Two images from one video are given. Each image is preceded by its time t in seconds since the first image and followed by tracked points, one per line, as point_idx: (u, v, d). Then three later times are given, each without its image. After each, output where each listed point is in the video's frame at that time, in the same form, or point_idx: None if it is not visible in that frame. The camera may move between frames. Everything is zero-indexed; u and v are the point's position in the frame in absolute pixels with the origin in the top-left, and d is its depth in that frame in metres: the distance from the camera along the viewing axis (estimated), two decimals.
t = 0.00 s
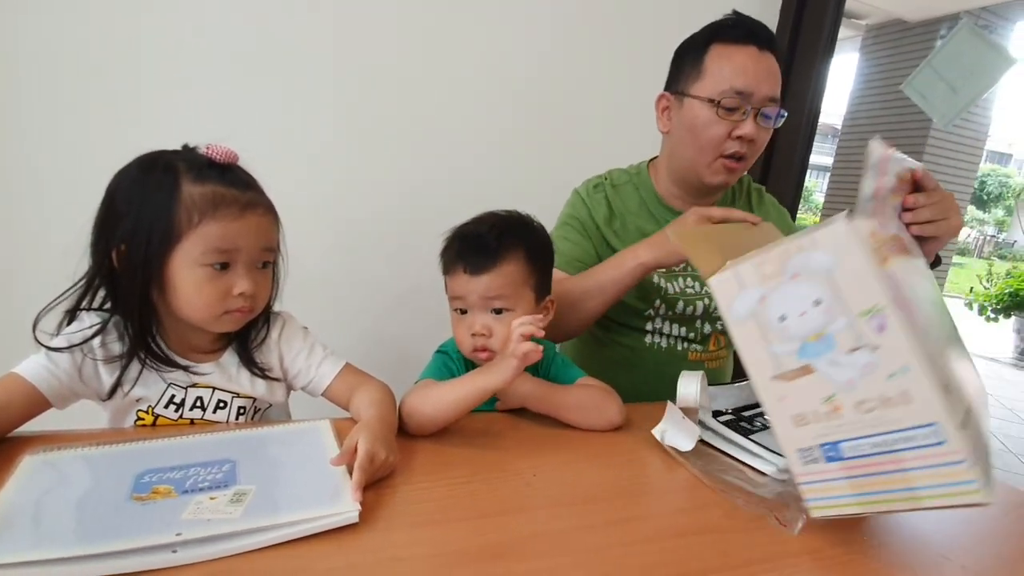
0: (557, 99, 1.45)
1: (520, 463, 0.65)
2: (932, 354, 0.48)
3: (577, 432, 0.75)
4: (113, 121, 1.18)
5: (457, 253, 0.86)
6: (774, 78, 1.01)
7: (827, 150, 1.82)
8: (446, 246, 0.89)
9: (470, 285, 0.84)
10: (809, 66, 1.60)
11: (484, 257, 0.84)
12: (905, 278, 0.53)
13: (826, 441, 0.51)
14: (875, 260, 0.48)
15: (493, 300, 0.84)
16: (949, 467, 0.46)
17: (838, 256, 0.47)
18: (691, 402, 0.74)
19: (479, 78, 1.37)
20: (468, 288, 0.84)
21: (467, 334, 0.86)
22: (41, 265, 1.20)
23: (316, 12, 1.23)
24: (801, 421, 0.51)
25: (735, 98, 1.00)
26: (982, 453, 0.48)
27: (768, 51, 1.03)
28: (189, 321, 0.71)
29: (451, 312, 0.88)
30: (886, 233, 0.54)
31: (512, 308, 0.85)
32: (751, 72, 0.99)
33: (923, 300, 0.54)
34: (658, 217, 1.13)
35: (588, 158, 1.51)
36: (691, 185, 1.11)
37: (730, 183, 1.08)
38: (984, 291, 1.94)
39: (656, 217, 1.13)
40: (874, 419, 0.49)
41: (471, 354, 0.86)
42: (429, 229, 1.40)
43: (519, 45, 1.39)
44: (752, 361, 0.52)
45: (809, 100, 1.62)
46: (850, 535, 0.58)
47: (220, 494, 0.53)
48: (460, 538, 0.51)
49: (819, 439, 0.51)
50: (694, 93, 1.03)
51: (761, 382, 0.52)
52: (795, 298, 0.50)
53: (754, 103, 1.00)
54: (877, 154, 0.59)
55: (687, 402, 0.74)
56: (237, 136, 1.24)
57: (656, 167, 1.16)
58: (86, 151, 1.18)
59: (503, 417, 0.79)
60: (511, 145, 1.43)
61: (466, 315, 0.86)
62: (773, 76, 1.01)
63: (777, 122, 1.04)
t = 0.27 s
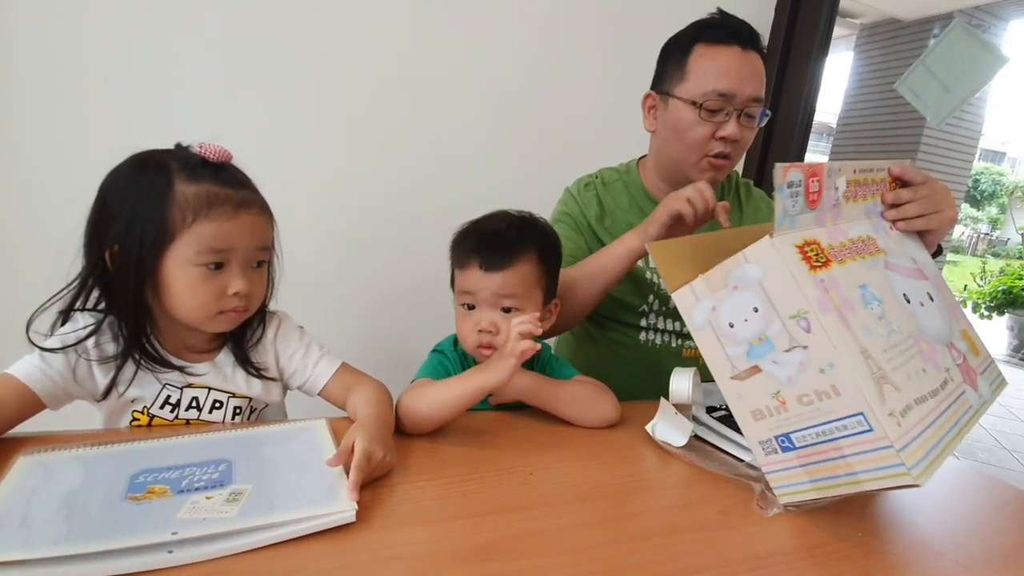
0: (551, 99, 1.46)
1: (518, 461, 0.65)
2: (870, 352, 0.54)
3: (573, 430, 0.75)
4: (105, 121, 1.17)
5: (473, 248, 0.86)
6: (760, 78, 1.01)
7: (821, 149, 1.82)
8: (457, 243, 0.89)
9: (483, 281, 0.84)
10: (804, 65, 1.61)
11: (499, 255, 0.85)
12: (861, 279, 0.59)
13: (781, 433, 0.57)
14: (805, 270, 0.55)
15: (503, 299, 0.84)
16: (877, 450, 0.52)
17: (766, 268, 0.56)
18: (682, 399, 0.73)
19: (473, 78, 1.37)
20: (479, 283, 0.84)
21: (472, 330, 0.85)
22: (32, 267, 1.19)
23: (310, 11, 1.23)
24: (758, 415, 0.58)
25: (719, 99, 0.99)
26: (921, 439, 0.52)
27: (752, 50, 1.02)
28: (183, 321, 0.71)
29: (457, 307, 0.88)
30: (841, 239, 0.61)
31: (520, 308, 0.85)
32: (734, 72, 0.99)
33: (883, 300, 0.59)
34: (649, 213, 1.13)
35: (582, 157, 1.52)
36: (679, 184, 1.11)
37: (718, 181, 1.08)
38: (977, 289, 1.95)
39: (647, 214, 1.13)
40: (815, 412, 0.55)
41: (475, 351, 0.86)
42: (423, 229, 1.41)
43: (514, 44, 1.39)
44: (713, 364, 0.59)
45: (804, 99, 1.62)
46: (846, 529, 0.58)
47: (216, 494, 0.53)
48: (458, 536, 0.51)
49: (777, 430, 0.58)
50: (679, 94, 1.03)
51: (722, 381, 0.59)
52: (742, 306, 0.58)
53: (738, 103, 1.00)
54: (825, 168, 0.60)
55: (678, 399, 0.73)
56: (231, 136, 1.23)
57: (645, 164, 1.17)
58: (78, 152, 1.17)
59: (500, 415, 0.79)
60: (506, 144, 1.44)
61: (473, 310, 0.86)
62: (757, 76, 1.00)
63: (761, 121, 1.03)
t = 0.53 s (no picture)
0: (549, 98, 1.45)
1: (515, 458, 0.65)
2: (850, 343, 0.55)
3: (572, 427, 0.75)
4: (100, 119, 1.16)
5: (484, 245, 0.86)
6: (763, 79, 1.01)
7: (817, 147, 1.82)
8: (467, 239, 0.89)
9: (490, 279, 0.84)
10: (802, 63, 1.61)
11: (511, 254, 0.84)
12: (840, 280, 0.61)
13: (771, 427, 0.57)
14: (784, 269, 0.58)
15: (509, 298, 0.84)
16: (862, 435, 0.52)
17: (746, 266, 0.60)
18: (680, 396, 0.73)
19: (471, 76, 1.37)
20: (486, 281, 0.84)
21: (476, 327, 0.85)
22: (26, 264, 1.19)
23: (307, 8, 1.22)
24: (748, 412, 0.58)
25: (719, 102, 0.99)
26: (907, 426, 0.52)
27: (756, 53, 1.01)
28: (179, 319, 0.70)
29: (461, 302, 0.88)
30: (820, 245, 0.64)
31: (526, 308, 0.85)
32: (737, 76, 0.98)
33: (864, 299, 0.60)
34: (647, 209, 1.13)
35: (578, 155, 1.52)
36: (678, 183, 1.11)
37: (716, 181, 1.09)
38: (972, 287, 1.97)
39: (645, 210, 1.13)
40: (801, 403, 0.56)
41: (476, 348, 0.86)
42: (421, 227, 1.40)
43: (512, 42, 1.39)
44: (703, 364, 0.60)
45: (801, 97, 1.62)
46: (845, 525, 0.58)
47: (213, 493, 0.52)
48: (457, 533, 0.50)
49: (767, 426, 0.58)
50: (680, 94, 1.02)
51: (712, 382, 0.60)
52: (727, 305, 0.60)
53: (738, 107, 0.99)
54: (817, 179, 0.62)
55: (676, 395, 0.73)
56: (228, 134, 1.23)
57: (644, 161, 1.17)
58: (72, 149, 1.16)
59: (498, 412, 0.79)
60: (504, 143, 1.44)
61: (478, 307, 0.85)
62: (759, 79, 1.00)
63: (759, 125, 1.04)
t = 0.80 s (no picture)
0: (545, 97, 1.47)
1: (514, 455, 0.65)
2: (843, 339, 0.55)
3: (571, 425, 0.75)
4: (95, 117, 1.15)
5: (493, 241, 0.85)
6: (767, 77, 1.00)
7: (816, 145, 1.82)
8: (473, 235, 0.89)
9: (495, 275, 0.83)
10: (801, 61, 1.61)
11: (522, 252, 0.84)
12: (831, 278, 0.61)
13: (769, 425, 0.57)
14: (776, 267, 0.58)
15: (514, 294, 0.84)
16: (858, 430, 0.52)
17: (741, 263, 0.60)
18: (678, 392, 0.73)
19: (468, 75, 1.37)
20: (493, 277, 0.83)
21: (479, 322, 0.85)
22: (20, 259, 1.17)
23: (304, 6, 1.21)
24: (746, 410, 0.58)
25: (725, 100, 0.99)
26: (903, 420, 0.52)
27: (762, 50, 1.01)
28: (175, 315, 0.70)
29: (465, 298, 0.88)
30: (811, 243, 0.64)
31: (530, 304, 0.85)
32: (742, 74, 0.98)
33: (855, 296, 0.61)
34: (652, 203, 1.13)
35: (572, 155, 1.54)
36: (682, 179, 1.11)
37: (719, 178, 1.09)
38: (969, 285, 1.98)
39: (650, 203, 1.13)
40: (797, 399, 0.55)
41: (480, 344, 0.86)
42: (418, 225, 1.41)
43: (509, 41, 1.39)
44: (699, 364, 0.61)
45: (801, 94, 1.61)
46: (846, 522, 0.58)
47: (211, 490, 0.52)
48: (456, 530, 0.50)
49: (764, 424, 0.58)
50: (685, 91, 1.02)
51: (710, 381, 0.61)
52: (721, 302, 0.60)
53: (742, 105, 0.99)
54: (811, 178, 0.62)
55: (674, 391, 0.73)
56: (224, 132, 1.22)
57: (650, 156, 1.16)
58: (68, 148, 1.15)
59: (497, 409, 0.79)
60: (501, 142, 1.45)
61: (482, 303, 0.85)
62: (764, 77, 0.99)
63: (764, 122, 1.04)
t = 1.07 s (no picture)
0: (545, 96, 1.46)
1: (515, 452, 0.65)
2: (838, 335, 0.55)
3: (573, 424, 0.75)
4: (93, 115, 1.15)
5: (490, 233, 0.86)
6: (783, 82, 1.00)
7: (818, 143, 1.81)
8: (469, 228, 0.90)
9: (493, 266, 0.84)
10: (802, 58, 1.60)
11: (517, 245, 0.86)
12: (824, 275, 0.61)
13: (766, 423, 0.57)
14: (768, 265, 0.59)
15: (512, 287, 0.84)
16: (855, 425, 0.52)
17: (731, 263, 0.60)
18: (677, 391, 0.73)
19: (469, 73, 1.37)
20: (492, 269, 0.84)
21: (476, 316, 0.85)
22: (17, 256, 1.17)
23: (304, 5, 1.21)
24: (743, 409, 0.59)
25: (742, 98, 0.98)
26: (898, 415, 0.52)
27: (782, 53, 1.00)
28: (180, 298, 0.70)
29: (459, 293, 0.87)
30: (803, 242, 0.64)
31: (527, 298, 0.86)
32: (761, 74, 0.97)
33: (848, 292, 0.61)
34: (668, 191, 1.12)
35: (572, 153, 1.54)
36: (699, 176, 1.11)
37: (735, 178, 1.08)
38: (970, 284, 1.97)
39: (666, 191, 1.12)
40: (793, 397, 0.56)
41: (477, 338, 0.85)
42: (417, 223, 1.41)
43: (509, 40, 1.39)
44: (696, 365, 0.61)
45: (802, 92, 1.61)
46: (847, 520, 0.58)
47: (213, 490, 0.52)
48: (456, 528, 0.50)
49: (761, 422, 0.58)
50: (704, 89, 1.02)
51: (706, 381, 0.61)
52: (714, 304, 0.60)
53: (761, 105, 0.98)
54: (802, 179, 0.62)
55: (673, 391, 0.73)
56: (224, 130, 1.22)
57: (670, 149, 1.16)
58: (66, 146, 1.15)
59: (498, 406, 0.79)
60: (501, 140, 1.45)
61: (478, 297, 0.85)
62: (784, 79, 0.99)
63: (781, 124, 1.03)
